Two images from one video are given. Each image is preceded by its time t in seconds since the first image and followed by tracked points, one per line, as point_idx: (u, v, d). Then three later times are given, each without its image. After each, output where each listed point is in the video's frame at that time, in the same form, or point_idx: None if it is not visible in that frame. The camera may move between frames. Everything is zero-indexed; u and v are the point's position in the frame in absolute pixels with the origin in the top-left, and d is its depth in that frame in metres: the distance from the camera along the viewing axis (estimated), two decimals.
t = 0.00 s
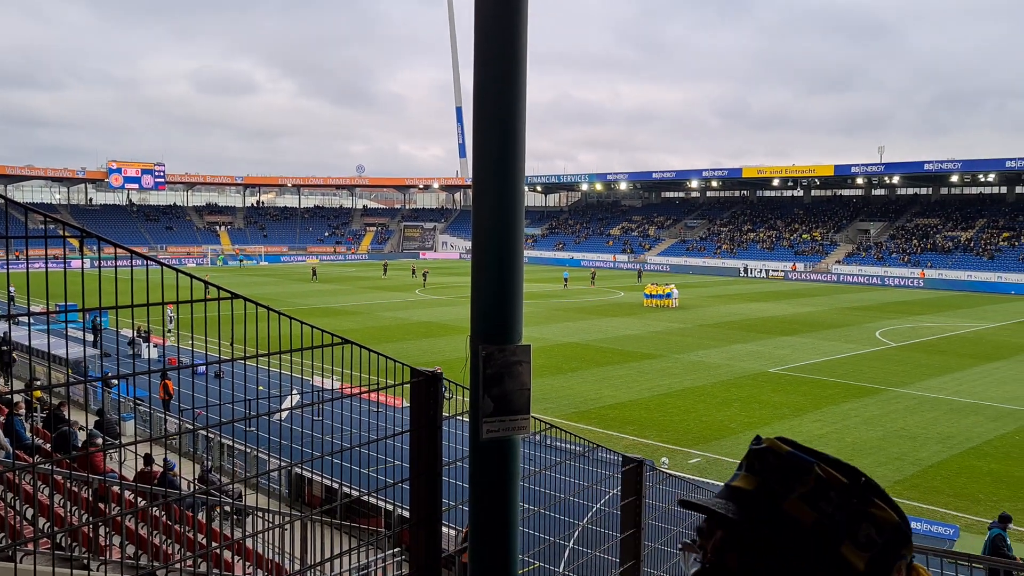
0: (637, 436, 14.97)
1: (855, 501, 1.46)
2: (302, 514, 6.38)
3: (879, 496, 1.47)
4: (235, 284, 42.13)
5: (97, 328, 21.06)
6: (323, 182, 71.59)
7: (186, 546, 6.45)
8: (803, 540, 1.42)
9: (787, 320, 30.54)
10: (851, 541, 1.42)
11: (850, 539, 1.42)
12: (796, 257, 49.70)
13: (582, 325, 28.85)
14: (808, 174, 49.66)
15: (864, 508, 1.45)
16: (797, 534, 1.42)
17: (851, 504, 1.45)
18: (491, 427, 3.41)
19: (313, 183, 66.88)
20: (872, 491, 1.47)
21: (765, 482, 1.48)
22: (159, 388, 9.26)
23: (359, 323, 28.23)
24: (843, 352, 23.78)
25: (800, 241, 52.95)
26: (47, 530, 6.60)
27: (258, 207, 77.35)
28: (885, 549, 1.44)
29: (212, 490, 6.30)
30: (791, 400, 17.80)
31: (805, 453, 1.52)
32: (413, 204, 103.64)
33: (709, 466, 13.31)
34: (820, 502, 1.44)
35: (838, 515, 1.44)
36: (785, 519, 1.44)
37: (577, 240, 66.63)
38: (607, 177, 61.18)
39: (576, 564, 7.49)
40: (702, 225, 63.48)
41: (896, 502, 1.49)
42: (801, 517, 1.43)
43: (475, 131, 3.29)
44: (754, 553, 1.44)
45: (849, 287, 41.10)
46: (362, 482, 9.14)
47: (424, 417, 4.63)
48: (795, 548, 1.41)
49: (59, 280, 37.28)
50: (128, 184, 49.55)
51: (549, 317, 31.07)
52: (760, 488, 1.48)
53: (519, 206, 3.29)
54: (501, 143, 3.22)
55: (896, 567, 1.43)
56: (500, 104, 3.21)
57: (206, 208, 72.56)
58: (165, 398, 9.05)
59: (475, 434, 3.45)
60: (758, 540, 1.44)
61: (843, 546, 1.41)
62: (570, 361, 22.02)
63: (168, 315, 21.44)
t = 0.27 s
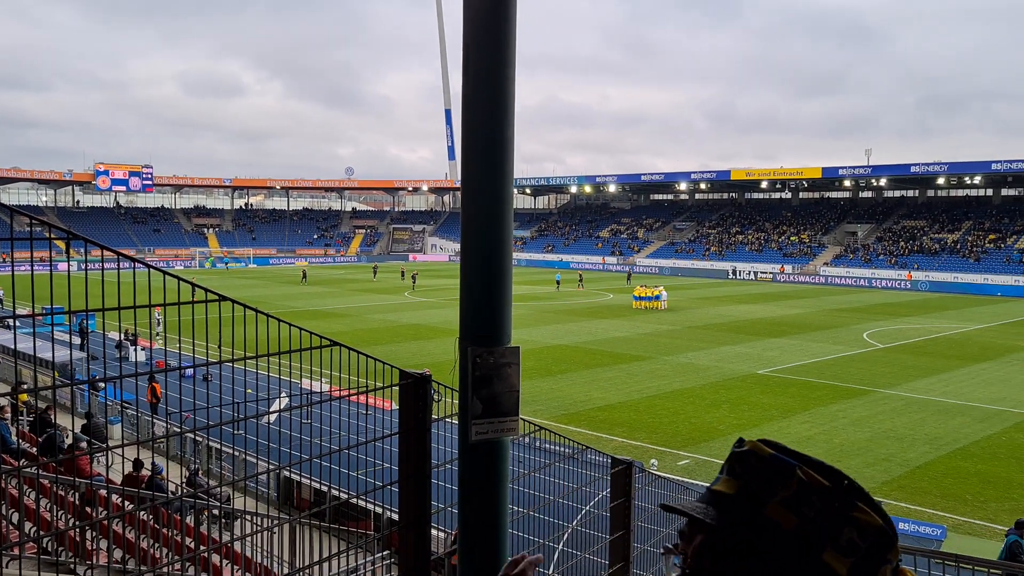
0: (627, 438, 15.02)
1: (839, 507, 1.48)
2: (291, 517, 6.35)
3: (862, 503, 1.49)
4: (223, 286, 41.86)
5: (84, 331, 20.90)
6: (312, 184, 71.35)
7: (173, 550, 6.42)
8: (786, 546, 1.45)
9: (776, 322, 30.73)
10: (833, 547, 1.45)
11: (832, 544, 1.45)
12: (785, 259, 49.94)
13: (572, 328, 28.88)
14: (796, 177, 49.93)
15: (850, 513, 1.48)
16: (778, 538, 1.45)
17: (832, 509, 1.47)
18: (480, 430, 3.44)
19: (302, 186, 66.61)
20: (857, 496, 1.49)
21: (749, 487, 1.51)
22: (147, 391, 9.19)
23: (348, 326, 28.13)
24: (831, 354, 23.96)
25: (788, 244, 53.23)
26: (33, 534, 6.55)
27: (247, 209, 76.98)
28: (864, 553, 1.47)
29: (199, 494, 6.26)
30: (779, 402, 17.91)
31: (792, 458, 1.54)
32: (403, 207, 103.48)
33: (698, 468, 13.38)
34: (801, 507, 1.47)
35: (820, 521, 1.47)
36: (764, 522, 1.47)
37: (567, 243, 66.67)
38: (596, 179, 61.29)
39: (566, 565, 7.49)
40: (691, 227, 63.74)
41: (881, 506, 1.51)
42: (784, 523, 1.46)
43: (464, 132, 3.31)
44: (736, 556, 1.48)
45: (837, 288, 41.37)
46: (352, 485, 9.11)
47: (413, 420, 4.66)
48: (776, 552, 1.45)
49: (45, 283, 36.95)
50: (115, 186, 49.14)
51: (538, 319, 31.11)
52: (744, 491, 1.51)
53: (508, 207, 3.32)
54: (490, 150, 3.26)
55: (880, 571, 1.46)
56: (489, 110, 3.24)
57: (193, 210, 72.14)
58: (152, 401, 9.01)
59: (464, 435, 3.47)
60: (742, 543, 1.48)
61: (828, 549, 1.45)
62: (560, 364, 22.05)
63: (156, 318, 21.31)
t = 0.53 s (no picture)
0: (620, 439, 15.04)
1: (770, 513, 1.57)
2: (284, 519, 6.33)
3: (791, 508, 1.58)
4: (215, 288, 41.76)
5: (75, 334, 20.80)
6: (305, 186, 71.18)
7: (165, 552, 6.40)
8: (717, 552, 1.54)
9: (769, 323, 30.83)
10: (763, 552, 1.54)
11: (763, 549, 1.55)
12: (777, 260, 50.11)
13: (565, 329, 28.93)
14: (788, 177, 50.09)
15: (782, 519, 1.57)
16: (712, 545, 1.54)
17: (762, 514, 1.57)
18: (473, 431, 3.45)
19: (294, 187, 66.45)
20: (786, 499, 1.58)
21: (683, 495, 1.59)
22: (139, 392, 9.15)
23: (341, 327, 28.10)
24: (824, 354, 24.07)
25: (781, 244, 53.38)
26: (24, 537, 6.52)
27: (239, 211, 76.76)
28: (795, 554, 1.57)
29: (193, 495, 6.25)
30: (772, 402, 17.99)
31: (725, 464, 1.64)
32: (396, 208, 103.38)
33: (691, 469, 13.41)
34: (732, 515, 1.56)
35: (751, 526, 1.55)
36: (697, 531, 1.56)
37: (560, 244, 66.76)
38: (589, 180, 61.33)
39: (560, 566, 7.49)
40: (684, 228, 63.90)
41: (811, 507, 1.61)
42: (716, 531, 1.54)
43: (457, 130, 3.32)
44: (669, 563, 1.56)
45: (830, 289, 41.53)
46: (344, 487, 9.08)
47: (406, 421, 4.66)
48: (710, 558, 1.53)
49: (35, 285, 36.74)
50: (107, 188, 48.96)
51: (531, 320, 31.14)
52: (677, 500, 1.60)
53: (501, 206, 3.34)
54: (483, 151, 3.27)
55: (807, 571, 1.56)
56: (481, 111, 3.26)
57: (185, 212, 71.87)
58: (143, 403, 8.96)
59: (457, 437, 3.49)
60: (677, 550, 1.55)
61: (759, 555, 1.54)
62: (553, 365, 22.07)
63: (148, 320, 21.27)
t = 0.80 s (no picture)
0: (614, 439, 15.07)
1: (670, 503, 1.52)
2: (278, 520, 6.30)
3: (696, 492, 1.53)
4: (208, 289, 41.64)
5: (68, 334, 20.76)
6: (298, 187, 71.10)
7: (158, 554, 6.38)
8: (619, 540, 1.51)
9: (763, 323, 30.93)
10: (666, 537, 1.49)
11: (665, 534, 1.49)
12: (771, 261, 50.26)
13: (559, 329, 28.97)
14: (781, 178, 50.27)
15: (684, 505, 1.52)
16: (615, 535, 1.52)
17: (666, 500, 1.52)
18: (468, 432, 3.46)
19: (288, 188, 66.28)
20: (687, 485, 1.54)
21: (586, 490, 1.60)
22: (133, 394, 9.10)
23: (334, 328, 28.05)
24: (817, 354, 24.15)
25: (774, 245, 53.62)
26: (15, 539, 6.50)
27: (232, 211, 76.57)
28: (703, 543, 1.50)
29: (186, 497, 6.25)
30: (765, 402, 18.05)
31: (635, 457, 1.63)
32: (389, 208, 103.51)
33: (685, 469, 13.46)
34: (634, 504, 1.53)
35: (653, 515, 1.51)
36: (600, 522, 1.54)
37: (553, 244, 66.82)
38: (583, 181, 61.49)
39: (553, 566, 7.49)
40: (678, 229, 64.12)
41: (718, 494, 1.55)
42: (617, 521, 1.52)
43: (449, 130, 3.33)
44: (579, 562, 1.56)
45: (823, 289, 41.75)
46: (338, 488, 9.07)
47: (401, 421, 4.66)
48: (614, 550, 1.51)
49: (28, 287, 36.60)
50: (100, 189, 48.77)
51: (526, 321, 31.19)
52: (583, 495, 1.60)
53: (495, 207, 3.34)
54: (479, 150, 3.27)
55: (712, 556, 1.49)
56: (476, 109, 3.26)
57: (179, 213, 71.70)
58: (138, 403, 8.93)
59: (452, 438, 3.49)
60: (585, 546, 1.56)
61: (659, 542, 1.49)
62: (547, 365, 22.10)
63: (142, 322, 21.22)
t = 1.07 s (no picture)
0: (608, 440, 15.09)
1: (446, 523, 1.44)
2: (271, 522, 6.27)
3: (460, 507, 1.42)
4: (201, 290, 41.53)
5: (59, 335, 20.61)
6: (291, 187, 70.90)
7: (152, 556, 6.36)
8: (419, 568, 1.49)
9: (755, 323, 31.02)
10: (446, 558, 1.42)
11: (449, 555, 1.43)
12: (764, 261, 50.49)
13: (552, 330, 28.98)
14: (774, 179, 50.45)
15: (453, 527, 1.43)
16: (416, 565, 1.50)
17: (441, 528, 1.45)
18: (461, 432, 3.49)
19: (281, 189, 66.09)
20: (453, 502, 1.43)
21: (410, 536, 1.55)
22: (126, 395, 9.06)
23: (328, 329, 28.00)
24: (809, 354, 24.24)
25: (767, 245, 53.78)
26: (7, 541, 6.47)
27: (225, 212, 76.33)
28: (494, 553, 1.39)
29: (178, 498, 6.23)
30: (758, 403, 18.11)
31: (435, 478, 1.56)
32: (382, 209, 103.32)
33: (679, 469, 13.50)
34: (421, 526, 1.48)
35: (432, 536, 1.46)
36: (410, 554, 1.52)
37: (547, 245, 66.84)
38: (576, 181, 61.54)
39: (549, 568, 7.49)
40: (671, 229, 64.25)
41: (488, 497, 1.41)
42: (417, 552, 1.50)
43: (443, 131, 3.35)
44: None
45: (815, 290, 41.93)
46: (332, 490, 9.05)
47: (393, 421, 4.67)
48: None
49: (18, 288, 36.36)
50: (92, 189, 48.55)
51: (519, 322, 31.19)
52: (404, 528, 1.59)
53: (488, 207, 3.36)
54: (473, 151, 3.29)
55: (498, 567, 1.38)
56: (467, 111, 3.27)
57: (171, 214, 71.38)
58: (131, 405, 8.89)
59: (444, 438, 3.51)
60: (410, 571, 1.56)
61: (442, 562, 1.43)
62: (539, 366, 22.11)
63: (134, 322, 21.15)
